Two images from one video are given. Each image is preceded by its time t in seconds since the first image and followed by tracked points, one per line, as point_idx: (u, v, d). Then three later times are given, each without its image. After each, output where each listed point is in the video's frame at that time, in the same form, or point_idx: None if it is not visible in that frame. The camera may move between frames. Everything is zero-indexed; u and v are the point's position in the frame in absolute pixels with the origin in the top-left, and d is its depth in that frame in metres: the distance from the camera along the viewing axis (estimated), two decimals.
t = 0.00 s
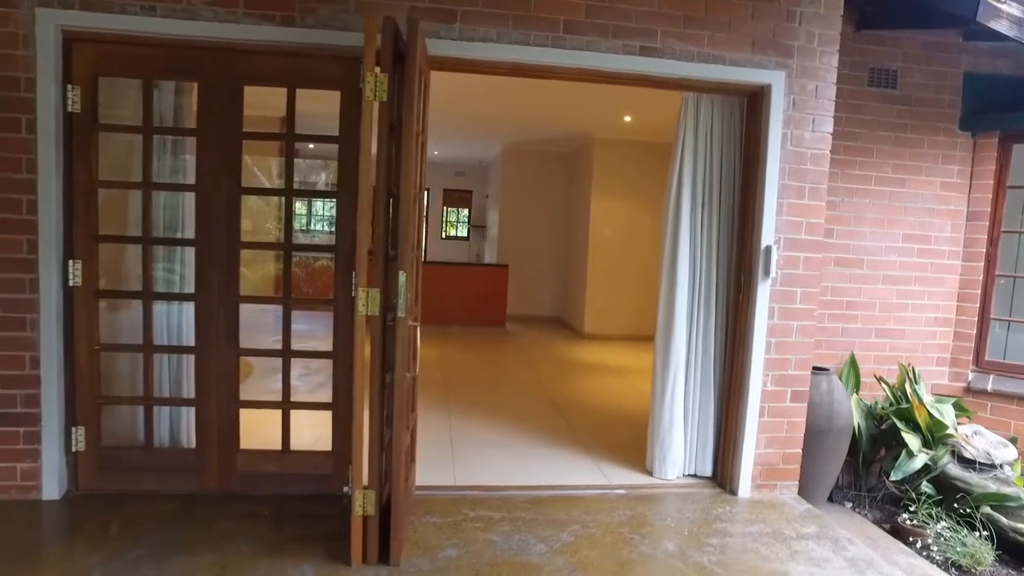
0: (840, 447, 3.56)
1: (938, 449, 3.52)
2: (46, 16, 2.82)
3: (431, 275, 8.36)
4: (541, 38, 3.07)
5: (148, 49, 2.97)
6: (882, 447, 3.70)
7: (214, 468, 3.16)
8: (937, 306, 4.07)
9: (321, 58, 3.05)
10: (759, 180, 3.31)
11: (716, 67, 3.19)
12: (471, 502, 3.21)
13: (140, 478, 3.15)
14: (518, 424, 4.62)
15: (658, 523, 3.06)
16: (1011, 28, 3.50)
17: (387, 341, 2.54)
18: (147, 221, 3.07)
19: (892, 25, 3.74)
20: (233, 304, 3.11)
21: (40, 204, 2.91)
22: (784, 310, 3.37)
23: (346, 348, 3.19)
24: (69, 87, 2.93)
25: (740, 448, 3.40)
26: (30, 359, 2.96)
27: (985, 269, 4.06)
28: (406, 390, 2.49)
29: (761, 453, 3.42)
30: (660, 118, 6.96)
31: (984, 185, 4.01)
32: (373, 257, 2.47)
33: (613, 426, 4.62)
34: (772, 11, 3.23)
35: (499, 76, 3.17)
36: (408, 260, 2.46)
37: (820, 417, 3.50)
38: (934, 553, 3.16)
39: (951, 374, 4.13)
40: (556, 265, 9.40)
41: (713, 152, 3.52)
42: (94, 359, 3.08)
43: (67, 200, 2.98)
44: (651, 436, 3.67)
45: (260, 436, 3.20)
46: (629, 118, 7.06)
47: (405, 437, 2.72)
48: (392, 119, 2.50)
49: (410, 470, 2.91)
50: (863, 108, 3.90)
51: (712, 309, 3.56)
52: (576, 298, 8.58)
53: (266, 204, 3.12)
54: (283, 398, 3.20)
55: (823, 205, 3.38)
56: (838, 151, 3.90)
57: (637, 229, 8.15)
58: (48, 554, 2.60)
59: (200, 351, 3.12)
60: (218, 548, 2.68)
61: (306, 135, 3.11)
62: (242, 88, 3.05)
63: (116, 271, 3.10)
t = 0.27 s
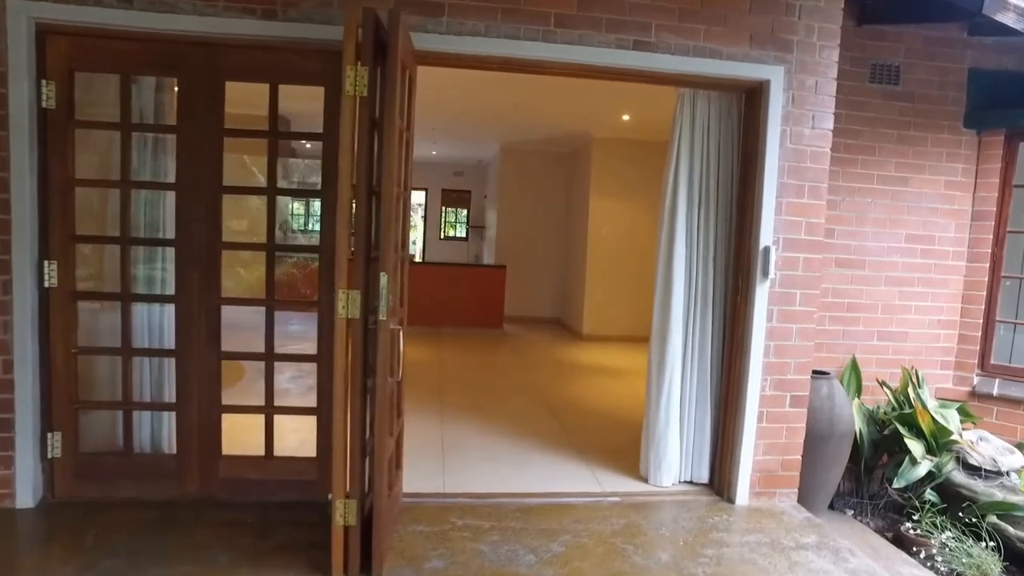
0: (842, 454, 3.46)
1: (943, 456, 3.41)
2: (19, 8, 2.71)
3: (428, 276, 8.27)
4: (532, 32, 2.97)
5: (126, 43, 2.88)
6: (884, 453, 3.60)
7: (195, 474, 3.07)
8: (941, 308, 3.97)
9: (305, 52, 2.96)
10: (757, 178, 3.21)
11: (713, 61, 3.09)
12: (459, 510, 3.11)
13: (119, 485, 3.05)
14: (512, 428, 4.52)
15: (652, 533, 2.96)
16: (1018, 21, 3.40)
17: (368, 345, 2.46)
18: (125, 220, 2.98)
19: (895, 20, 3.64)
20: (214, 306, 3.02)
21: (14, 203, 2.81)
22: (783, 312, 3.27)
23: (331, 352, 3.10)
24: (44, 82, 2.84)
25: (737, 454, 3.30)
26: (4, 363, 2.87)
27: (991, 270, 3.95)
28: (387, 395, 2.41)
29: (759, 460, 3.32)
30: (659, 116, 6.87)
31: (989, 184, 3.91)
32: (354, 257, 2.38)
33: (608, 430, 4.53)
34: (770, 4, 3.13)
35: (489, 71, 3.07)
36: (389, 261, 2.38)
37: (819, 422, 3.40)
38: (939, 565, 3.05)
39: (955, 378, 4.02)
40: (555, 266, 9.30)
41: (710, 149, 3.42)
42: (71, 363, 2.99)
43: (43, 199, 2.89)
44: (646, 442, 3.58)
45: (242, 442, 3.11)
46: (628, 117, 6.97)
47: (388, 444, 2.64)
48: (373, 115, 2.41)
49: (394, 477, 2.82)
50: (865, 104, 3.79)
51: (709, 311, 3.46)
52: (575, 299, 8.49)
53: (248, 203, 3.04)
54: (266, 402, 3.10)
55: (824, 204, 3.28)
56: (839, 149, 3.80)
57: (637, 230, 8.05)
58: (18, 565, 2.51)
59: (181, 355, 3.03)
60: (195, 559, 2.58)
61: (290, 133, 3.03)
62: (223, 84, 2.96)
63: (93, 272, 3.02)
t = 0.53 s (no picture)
0: (847, 459, 3.36)
1: (951, 462, 3.30)
2: None
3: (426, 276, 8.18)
4: (525, 23, 2.88)
5: (107, 35, 2.79)
6: (890, 459, 3.50)
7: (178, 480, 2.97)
8: (948, 309, 3.86)
9: (292, 44, 2.87)
10: (759, 175, 3.11)
11: (713, 54, 2.99)
12: (451, 517, 3.01)
13: (99, 491, 2.95)
14: (508, 431, 4.43)
15: (650, 541, 2.86)
16: None
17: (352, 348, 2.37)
18: (106, 218, 2.89)
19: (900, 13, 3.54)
20: (198, 306, 2.93)
21: None
22: (785, 314, 3.17)
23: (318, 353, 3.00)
24: (20, 75, 2.75)
25: (738, 459, 3.20)
26: None
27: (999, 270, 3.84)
28: (372, 400, 2.33)
29: (760, 466, 3.22)
30: (659, 114, 6.77)
31: (998, 182, 3.79)
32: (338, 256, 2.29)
33: (606, 434, 4.43)
34: None
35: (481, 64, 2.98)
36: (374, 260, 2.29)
37: (824, 426, 3.30)
38: None
39: (963, 381, 3.91)
40: (555, 266, 9.21)
41: (709, 145, 3.32)
42: (50, 365, 2.90)
43: (20, 195, 2.79)
44: (644, 446, 3.48)
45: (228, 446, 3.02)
46: (628, 115, 6.87)
47: (374, 449, 2.55)
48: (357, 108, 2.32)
49: (382, 483, 2.73)
50: (870, 100, 3.69)
51: (709, 312, 3.36)
52: (575, 299, 8.40)
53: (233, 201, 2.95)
54: (252, 405, 3.01)
55: (828, 201, 3.17)
56: (843, 146, 3.70)
57: (637, 229, 7.95)
58: None
59: (164, 356, 2.93)
60: (175, 568, 2.49)
61: (276, 128, 2.94)
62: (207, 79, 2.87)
63: (73, 271, 2.94)
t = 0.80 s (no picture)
0: (855, 465, 3.25)
1: (964, 468, 3.19)
2: None
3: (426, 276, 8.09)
4: (521, 13, 2.78)
5: (88, 24, 2.68)
6: (900, 464, 3.39)
7: (162, 485, 2.87)
8: (958, 309, 3.75)
9: (280, 35, 2.77)
10: (764, 170, 3.00)
11: (716, 45, 2.89)
12: (444, 524, 2.91)
13: (81, 496, 2.87)
14: (506, 434, 4.33)
15: (651, 550, 2.76)
16: None
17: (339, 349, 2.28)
18: (88, 215, 2.81)
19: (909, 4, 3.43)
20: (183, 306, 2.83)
21: None
22: (791, 314, 3.06)
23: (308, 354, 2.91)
24: None
25: (743, 464, 3.10)
26: None
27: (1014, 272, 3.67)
28: (359, 403, 2.24)
29: (765, 472, 3.11)
30: (661, 112, 6.66)
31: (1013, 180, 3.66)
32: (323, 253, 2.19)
33: (607, 437, 4.33)
34: None
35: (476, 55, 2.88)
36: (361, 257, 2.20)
37: (832, 431, 3.19)
38: None
39: (974, 383, 3.80)
40: (556, 266, 9.11)
41: (713, 140, 3.22)
42: (30, 366, 2.80)
43: None
44: (645, 450, 3.38)
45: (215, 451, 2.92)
46: (630, 112, 6.76)
47: (363, 454, 2.46)
48: (344, 98, 2.22)
49: (372, 489, 2.64)
50: (878, 94, 3.58)
51: (712, 312, 3.25)
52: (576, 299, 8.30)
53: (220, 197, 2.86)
54: (240, 408, 2.92)
55: (835, 198, 3.06)
56: (849, 141, 3.60)
57: (638, 228, 7.85)
58: None
59: (148, 357, 2.83)
60: None
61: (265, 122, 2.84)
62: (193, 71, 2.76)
63: (55, 270, 2.86)
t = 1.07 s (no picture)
0: (869, 476, 3.10)
1: (984, 480, 3.04)
2: None
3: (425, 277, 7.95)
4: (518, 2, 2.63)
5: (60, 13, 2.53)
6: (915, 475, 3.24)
7: (140, 498, 2.72)
8: (975, 312, 3.58)
9: (264, 25, 2.62)
10: (773, 167, 2.86)
11: (723, 35, 2.74)
12: (437, 540, 2.77)
13: (52, 511, 2.70)
14: (504, 442, 4.19)
15: (654, 568, 2.61)
16: None
17: (320, 357, 2.14)
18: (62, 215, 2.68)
19: None
20: (162, 310, 2.68)
21: None
22: (802, 318, 2.91)
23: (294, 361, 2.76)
24: None
25: (751, 476, 2.95)
26: None
27: None
28: (342, 415, 2.11)
29: (775, 484, 2.96)
30: (664, 109, 6.51)
31: None
32: (304, 254, 2.05)
33: (609, 445, 4.18)
34: None
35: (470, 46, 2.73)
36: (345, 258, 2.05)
37: (845, 441, 3.04)
38: None
39: (991, 390, 3.64)
40: (557, 266, 8.97)
41: (719, 136, 3.08)
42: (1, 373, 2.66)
43: None
44: (649, 460, 3.24)
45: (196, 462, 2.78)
46: (632, 110, 6.61)
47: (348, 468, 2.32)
48: (325, 89, 2.08)
49: (359, 504, 2.51)
50: (892, 88, 3.44)
51: (719, 316, 3.11)
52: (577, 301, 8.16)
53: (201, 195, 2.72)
54: (223, 417, 2.78)
55: (849, 196, 2.91)
56: (861, 137, 3.45)
57: (641, 229, 7.71)
58: None
59: (125, 364, 2.68)
60: None
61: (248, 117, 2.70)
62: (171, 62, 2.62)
63: (28, 272, 2.73)
